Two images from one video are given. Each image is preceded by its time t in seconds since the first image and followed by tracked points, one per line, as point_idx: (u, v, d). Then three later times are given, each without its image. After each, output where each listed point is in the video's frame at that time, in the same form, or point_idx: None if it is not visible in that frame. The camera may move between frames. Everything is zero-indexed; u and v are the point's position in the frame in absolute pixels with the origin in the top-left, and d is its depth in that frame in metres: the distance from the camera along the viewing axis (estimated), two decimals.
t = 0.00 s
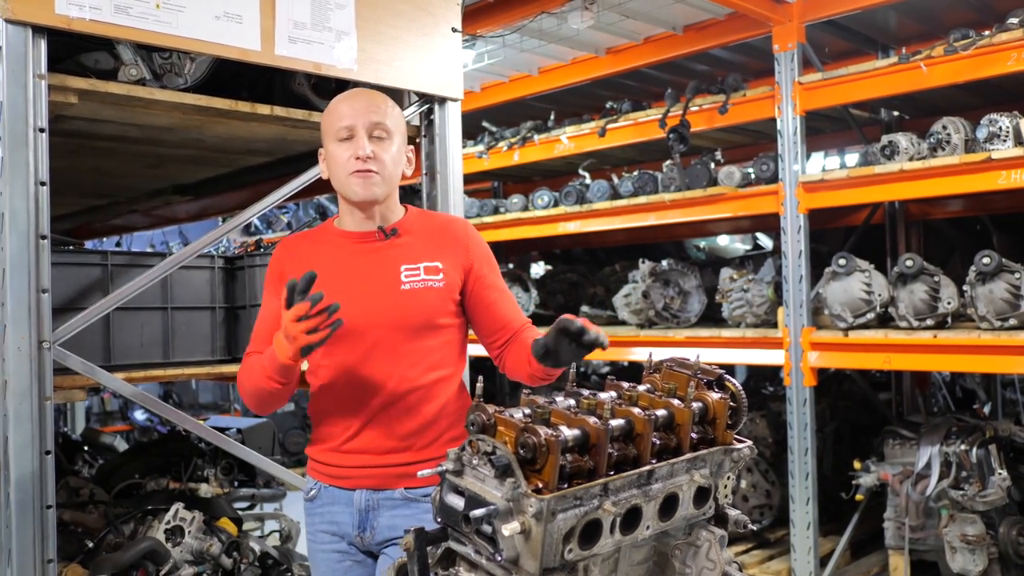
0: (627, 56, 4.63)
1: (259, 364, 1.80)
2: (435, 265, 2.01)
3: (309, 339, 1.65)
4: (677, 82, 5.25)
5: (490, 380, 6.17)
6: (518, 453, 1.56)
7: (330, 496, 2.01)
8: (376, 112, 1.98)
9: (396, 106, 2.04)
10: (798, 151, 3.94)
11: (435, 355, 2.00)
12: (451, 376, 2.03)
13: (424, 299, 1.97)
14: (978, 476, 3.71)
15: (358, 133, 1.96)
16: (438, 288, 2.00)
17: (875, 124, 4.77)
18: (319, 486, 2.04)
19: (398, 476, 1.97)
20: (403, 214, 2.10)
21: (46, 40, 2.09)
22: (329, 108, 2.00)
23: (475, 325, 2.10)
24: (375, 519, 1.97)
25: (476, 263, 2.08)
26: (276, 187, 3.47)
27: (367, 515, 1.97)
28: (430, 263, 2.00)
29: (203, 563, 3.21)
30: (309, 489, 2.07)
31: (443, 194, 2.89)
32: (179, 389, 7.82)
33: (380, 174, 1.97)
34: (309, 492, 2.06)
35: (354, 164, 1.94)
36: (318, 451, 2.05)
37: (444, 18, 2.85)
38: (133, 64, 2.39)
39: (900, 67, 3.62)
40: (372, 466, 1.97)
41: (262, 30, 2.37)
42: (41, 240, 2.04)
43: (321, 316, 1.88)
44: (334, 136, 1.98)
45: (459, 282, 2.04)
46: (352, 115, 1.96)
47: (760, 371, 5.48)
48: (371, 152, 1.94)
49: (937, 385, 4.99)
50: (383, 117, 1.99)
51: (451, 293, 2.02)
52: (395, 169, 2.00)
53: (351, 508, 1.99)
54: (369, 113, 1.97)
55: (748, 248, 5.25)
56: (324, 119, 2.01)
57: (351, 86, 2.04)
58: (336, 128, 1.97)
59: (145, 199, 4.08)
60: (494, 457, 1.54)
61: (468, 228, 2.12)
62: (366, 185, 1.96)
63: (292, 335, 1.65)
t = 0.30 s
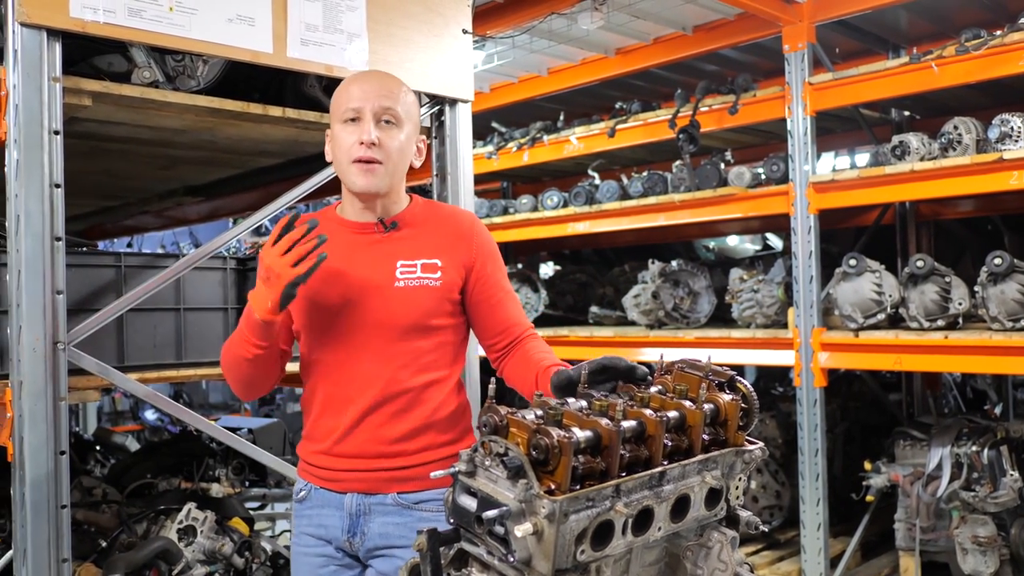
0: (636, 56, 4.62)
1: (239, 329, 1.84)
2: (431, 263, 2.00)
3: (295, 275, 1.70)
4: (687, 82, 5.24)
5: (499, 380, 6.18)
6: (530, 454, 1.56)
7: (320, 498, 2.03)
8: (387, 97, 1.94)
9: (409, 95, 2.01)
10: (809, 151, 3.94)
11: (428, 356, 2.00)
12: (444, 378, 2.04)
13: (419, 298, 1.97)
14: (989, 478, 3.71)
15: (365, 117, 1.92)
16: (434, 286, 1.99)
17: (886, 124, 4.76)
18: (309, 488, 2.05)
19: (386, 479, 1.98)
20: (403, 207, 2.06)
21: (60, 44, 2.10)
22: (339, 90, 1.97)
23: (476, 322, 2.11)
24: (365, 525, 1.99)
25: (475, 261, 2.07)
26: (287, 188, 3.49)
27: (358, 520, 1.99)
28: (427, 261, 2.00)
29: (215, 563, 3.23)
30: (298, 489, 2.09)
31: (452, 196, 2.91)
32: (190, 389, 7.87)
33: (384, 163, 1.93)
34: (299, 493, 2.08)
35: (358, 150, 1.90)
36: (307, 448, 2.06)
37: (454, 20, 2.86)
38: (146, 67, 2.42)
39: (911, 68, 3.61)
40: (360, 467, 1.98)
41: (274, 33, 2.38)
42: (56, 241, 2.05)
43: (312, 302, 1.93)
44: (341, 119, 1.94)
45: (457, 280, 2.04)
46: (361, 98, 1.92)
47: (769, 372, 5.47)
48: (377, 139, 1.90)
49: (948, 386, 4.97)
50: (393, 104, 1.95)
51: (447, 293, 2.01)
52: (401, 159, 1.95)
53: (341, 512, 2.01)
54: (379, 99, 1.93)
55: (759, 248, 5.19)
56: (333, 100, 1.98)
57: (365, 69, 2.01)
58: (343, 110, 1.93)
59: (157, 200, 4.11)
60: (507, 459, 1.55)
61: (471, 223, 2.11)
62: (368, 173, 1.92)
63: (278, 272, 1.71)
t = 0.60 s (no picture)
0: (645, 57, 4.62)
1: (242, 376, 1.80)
2: (442, 270, 2.01)
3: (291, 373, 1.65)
4: (696, 82, 5.24)
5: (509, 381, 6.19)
6: (540, 457, 1.57)
7: (324, 504, 2.02)
8: (393, 104, 1.92)
9: (414, 97, 1.99)
10: (818, 152, 3.92)
11: (437, 363, 2.02)
12: (453, 385, 2.06)
13: (430, 306, 1.99)
14: (1000, 479, 3.68)
15: (371, 124, 1.91)
16: (444, 293, 2.01)
17: (896, 125, 4.75)
18: (311, 493, 2.03)
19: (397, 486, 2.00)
20: (409, 211, 2.07)
21: (74, 48, 2.12)
22: (344, 94, 1.95)
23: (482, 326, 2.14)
24: (375, 531, 1.99)
25: (483, 268, 2.10)
26: (298, 190, 3.51)
27: (368, 526, 1.98)
28: (437, 268, 2.01)
29: (226, 563, 3.26)
30: (297, 494, 2.06)
31: (462, 198, 2.92)
32: (201, 389, 7.93)
33: (390, 171, 1.92)
34: (298, 498, 2.06)
35: (364, 158, 1.89)
36: (309, 453, 2.05)
37: (464, 22, 2.87)
38: (159, 70, 2.43)
39: (921, 68, 3.60)
40: (368, 475, 1.99)
41: (285, 36, 2.40)
42: (69, 244, 2.07)
43: (313, 330, 1.89)
44: (346, 125, 1.93)
45: (467, 286, 2.06)
46: (366, 105, 1.91)
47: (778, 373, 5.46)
48: (384, 149, 1.90)
49: (959, 387, 4.94)
50: (399, 109, 1.93)
51: (458, 301, 2.03)
52: (407, 166, 1.95)
53: (348, 518, 2.00)
54: (385, 104, 1.91)
55: (767, 248, 5.30)
56: (337, 103, 1.96)
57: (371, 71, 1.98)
58: (348, 116, 1.92)
59: (169, 202, 4.14)
60: (517, 460, 1.57)
61: (480, 228, 2.13)
62: (374, 182, 1.92)
63: (269, 369, 1.63)
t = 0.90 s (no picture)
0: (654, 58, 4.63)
1: (230, 354, 1.74)
2: (442, 271, 2.06)
3: (293, 321, 1.61)
4: (704, 83, 5.24)
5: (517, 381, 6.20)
6: (549, 458, 1.58)
7: (321, 509, 1.99)
8: (388, 100, 1.95)
9: (408, 96, 2.02)
10: (827, 153, 3.92)
11: (435, 362, 2.07)
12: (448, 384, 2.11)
13: (432, 305, 2.02)
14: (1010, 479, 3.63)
15: (367, 121, 1.93)
16: (445, 293, 2.05)
17: (905, 125, 4.74)
18: (306, 498, 2.00)
19: (402, 488, 2.04)
20: (402, 214, 2.08)
21: (86, 51, 2.14)
22: (339, 92, 1.97)
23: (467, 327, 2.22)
24: (379, 532, 2.02)
25: (474, 270, 2.18)
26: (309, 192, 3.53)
27: (373, 528, 2.01)
28: (437, 269, 2.06)
29: (237, 563, 3.28)
30: (288, 501, 2.01)
31: (471, 199, 2.93)
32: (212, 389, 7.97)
33: (386, 168, 1.93)
34: (291, 504, 2.01)
35: (361, 154, 1.90)
36: (302, 459, 2.02)
37: (474, 24, 2.88)
38: (170, 73, 2.44)
39: (931, 69, 3.60)
40: (374, 478, 2.00)
41: (295, 39, 2.41)
42: (82, 246, 2.09)
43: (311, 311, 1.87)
44: (341, 122, 1.94)
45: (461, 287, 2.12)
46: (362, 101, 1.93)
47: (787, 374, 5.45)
48: (381, 144, 1.91)
49: (969, 387, 4.93)
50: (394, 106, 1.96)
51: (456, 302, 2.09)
52: (404, 163, 1.97)
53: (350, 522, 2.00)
54: (380, 101, 1.94)
55: (776, 249, 5.32)
56: (332, 102, 1.98)
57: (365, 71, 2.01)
58: (344, 114, 1.94)
59: (180, 204, 4.17)
60: (527, 462, 1.57)
61: (468, 231, 2.20)
62: (370, 178, 1.92)
63: (276, 318, 1.60)
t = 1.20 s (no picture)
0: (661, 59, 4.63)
1: (194, 345, 1.70)
2: (407, 271, 2.08)
3: (280, 299, 1.59)
4: (712, 83, 5.23)
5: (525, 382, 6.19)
6: (559, 460, 1.59)
7: (296, 519, 1.97)
8: (352, 98, 1.96)
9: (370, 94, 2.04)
10: (836, 153, 3.92)
11: (402, 362, 2.10)
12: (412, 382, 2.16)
13: (402, 305, 2.04)
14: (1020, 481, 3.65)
15: (333, 119, 1.94)
16: (412, 293, 2.08)
17: (914, 125, 4.73)
18: (280, 509, 1.97)
19: (378, 489, 2.07)
20: (362, 215, 2.10)
21: (98, 55, 2.16)
22: (300, 90, 1.96)
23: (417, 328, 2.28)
24: (358, 535, 2.04)
25: (431, 271, 2.22)
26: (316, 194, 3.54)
27: (351, 532, 2.03)
28: (403, 269, 2.07)
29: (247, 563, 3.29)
30: (259, 514, 1.97)
31: (479, 199, 2.95)
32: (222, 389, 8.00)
33: (353, 166, 1.95)
34: (263, 517, 1.96)
35: (328, 152, 1.91)
36: (273, 468, 1.98)
37: (482, 27, 2.89)
38: (181, 76, 2.46)
39: (940, 69, 3.59)
40: (352, 479, 2.02)
41: (305, 42, 2.43)
42: (94, 248, 2.10)
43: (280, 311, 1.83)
44: (305, 119, 1.94)
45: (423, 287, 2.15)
46: (326, 98, 1.93)
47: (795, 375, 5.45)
48: (347, 142, 1.93)
49: (978, 388, 4.91)
50: (359, 104, 1.98)
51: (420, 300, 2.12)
52: (368, 161, 1.99)
53: (328, 530, 2.01)
54: (345, 99, 1.95)
55: (784, 249, 5.28)
56: (293, 100, 1.96)
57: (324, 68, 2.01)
58: (308, 111, 1.93)
59: (189, 205, 4.19)
60: (537, 464, 1.58)
61: (422, 232, 2.24)
62: (338, 176, 1.94)
63: (259, 293, 1.58)
